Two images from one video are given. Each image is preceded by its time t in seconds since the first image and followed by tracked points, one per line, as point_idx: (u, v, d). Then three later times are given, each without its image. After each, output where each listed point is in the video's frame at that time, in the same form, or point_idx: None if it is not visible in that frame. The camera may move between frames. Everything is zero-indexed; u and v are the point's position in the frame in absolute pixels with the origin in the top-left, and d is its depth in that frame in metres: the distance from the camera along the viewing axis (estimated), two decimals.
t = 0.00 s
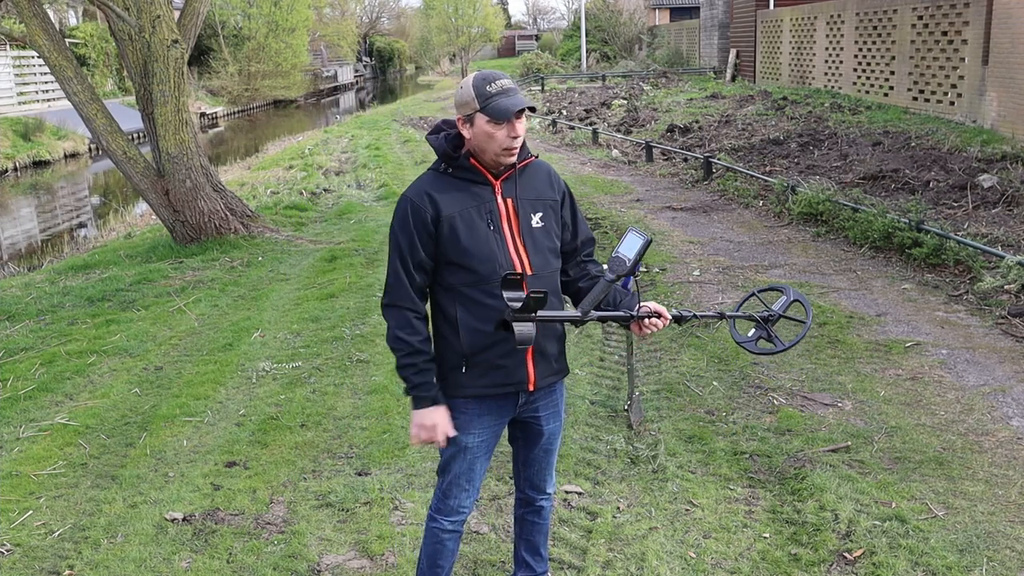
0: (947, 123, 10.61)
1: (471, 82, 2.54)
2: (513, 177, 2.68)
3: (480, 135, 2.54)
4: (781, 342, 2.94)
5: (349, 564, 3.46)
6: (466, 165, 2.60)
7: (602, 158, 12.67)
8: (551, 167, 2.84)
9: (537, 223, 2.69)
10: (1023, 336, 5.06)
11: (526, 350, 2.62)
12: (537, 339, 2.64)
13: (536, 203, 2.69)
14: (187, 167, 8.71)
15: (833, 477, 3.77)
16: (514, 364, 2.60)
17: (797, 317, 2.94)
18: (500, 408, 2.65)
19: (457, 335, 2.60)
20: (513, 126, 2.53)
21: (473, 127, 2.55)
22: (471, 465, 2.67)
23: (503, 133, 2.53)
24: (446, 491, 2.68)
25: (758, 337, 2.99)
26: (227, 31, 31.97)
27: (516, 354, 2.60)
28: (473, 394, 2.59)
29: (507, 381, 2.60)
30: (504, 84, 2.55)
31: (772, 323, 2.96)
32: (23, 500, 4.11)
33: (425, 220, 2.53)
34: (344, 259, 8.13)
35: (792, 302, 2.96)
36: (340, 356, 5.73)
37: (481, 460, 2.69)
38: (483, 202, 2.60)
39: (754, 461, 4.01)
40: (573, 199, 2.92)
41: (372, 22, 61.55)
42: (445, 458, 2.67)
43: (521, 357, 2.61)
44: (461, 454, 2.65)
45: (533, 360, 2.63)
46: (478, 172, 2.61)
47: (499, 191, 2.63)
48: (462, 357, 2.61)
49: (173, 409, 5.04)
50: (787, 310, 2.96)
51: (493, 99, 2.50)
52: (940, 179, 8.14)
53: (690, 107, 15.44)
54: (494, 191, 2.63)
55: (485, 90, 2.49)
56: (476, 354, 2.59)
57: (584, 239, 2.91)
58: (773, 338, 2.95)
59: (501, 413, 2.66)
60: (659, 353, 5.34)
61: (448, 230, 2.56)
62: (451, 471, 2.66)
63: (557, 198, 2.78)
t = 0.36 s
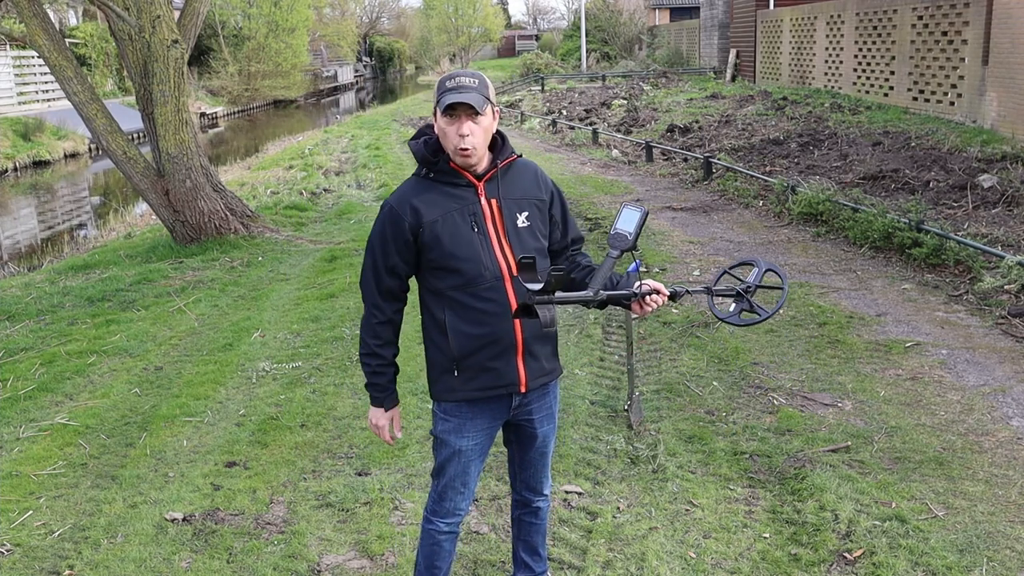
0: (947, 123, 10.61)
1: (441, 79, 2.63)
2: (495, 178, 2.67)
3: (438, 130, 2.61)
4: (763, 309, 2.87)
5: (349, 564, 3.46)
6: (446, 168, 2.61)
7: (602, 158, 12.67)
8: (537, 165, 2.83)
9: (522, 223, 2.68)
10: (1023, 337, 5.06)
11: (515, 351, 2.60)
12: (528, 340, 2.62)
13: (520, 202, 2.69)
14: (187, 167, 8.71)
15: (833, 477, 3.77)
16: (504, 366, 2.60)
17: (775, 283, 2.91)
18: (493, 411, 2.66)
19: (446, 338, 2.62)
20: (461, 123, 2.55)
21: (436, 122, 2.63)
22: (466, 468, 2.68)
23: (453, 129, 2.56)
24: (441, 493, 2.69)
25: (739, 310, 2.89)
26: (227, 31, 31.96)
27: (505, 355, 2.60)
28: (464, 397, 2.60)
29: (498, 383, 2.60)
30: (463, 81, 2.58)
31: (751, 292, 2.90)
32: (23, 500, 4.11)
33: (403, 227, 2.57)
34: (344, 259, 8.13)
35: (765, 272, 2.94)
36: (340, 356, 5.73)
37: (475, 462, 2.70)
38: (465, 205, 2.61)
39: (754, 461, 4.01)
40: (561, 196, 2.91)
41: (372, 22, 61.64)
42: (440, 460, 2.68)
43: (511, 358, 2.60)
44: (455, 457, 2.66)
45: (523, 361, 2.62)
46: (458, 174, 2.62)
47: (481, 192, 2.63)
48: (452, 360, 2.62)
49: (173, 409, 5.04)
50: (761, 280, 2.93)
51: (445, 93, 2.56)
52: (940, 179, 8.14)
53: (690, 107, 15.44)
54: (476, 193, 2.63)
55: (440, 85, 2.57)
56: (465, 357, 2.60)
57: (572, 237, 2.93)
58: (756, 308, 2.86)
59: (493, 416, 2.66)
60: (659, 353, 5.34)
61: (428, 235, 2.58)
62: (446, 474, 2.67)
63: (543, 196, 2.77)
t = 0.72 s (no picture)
0: (947, 123, 10.61)
1: (453, 88, 2.50)
2: (487, 179, 2.68)
3: (461, 141, 2.52)
4: (752, 310, 2.91)
5: (349, 564, 3.46)
6: (439, 170, 2.61)
7: (602, 158, 12.67)
8: (526, 164, 2.85)
9: (515, 223, 2.69)
10: (1023, 336, 5.06)
11: (510, 351, 2.62)
12: (522, 340, 2.63)
13: (513, 202, 2.70)
14: (187, 167, 8.71)
15: (833, 477, 3.77)
16: (499, 367, 2.61)
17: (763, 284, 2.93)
18: (489, 412, 2.66)
19: (442, 340, 2.61)
20: (494, 132, 2.53)
21: (454, 132, 2.52)
22: (463, 468, 2.68)
23: (484, 139, 2.52)
24: (439, 494, 2.69)
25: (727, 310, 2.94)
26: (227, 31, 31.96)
27: (501, 356, 2.61)
28: (460, 399, 2.60)
29: (493, 384, 2.61)
30: (484, 90, 2.54)
31: (738, 292, 2.94)
32: (23, 500, 4.11)
33: (399, 231, 2.55)
34: (344, 259, 8.13)
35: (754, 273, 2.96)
36: (340, 356, 5.73)
37: (472, 463, 2.70)
38: (459, 206, 2.61)
39: (754, 461, 4.01)
40: (552, 195, 2.92)
41: (372, 21, 61.67)
42: (437, 462, 2.68)
43: (506, 358, 2.61)
44: (453, 458, 2.66)
45: (518, 361, 2.63)
46: (452, 176, 2.62)
47: (474, 194, 2.64)
48: (447, 361, 2.61)
49: (173, 409, 5.04)
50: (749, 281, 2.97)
51: (477, 105, 2.48)
52: (940, 178, 8.14)
53: (690, 107, 15.45)
54: (469, 194, 2.63)
55: (469, 96, 2.47)
56: (461, 359, 2.60)
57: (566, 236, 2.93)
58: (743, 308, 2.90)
59: (489, 416, 2.67)
60: (659, 353, 5.34)
61: (423, 238, 2.57)
62: (443, 475, 2.67)
63: (534, 196, 2.78)
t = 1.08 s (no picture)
0: (947, 123, 10.61)
1: (489, 94, 2.47)
2: (510, 182, 2.67)
3: (496, 147, 2.50)
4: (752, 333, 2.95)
5: (349, 564, 3.46)
6: (464, 171, 2.59)
7: (602, 158, 12.67)
8: (546, 166, 2.84)
9: (532, 227, 2.69)
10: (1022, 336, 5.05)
11: (514, 351, 2.63)
12: (526, 339, 2.65)
13: (532, 206, 2.70)
14: (187, 167, 8.72)
15: (833, 477, 3.77)
16: (502, 366, 2.62)
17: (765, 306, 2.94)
18: (489, 404, 2.67)
19: (449, 335, 2.63)
20: (529, 139, 2.53)
21: (488, 139, 2.50)
22: (463, 462, 2.68)
23: (520, 145, 2.52)
24: (439, 488, 2.69)
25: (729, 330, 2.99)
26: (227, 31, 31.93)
27: (505, 356, 2.62)
28: (462, 393, 2.61)
29: (495, 382, 2.62)
30: (520, 97, 2.52)
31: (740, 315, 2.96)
32: (23, 500, 4.11)
33: (417, 227, 2.55)
34: (344, 259, 8.12)
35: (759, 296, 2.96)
36: (340, 356, 5.73)
37: (474, 456, 2.70)
38: (480, 209, 2.60)
39: (754, 461, 4.01)
40: (569, 198, 2.92)
41: (372, 21, 61.68)
42: (438, 455, 2.68)
43: (509, 358, 2.62)
44: (453, 451, 2.66)
45: (520, 362, 2.64)
46: (476, 177, 2.61)
47: (496, 196, 2.63)
48: (451, 355, 2.62)
49: (173, 409, 5.04)
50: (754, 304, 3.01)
51: (515, 113, 2.47)
52: (940, 179, 8.14)
53: (690, 107, 15.45)
54: (491, 196, 2.63)
55: (507, 104, 2.45)
56: (466, 355, 2.61)
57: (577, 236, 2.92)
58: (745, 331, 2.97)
59: (490, 408, 2.67)
60: (659, 353, 5.34)
61: (442, 238, 2.57)
62: (444, 467, 2.67)
63: (553, 200, 2.78)
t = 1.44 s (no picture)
0: (947, 123, 10.61)
1: (516, 89, 2.50)
2: (532, 179, 2.68)
3: (520, 142, 2.53)
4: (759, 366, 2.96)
5: (349, 564, 3.46)
6: (487, 165, 2.60)
7: (602, 158, 12.67)
8: (569, 168, 2.85)
9: (552, 225, 2.69)
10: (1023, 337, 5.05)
11: (526, 348, 2.63)
12: (539, 337, 2.65)
13: (553, 205, 2.70)
14: (187, 167, 8.72)
15: (833, 477, 3.78)
16: (514, 361, 2.62)
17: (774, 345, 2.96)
18: (501, 401, 2.66)
19: (463, 327, 2.62)
20: (553, 135, 2.56)
21: (513, 133, 2.53)
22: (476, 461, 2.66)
23: (544, 141, 2.55)
24: (455, 491, 2.65)
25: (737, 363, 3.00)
26: (227, 31, 31.92)
27: (517, 351, 2.62)
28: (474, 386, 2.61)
29: (506, 377, 2.62)
30: (546, 94, 2.56)
31: (750, 349, 2.98)
32: (23, 500, 4.11)
33: (440, 218, 2.54)
34: (344, 259, 8.13)
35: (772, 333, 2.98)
36: (340, 356, 5.73)
37: (488, 456, 2.68)
38: (501, 203, 2.60)
39: (754, 461, 4.01)
40: (590, 201, 2.92)
41: (372, 21, 61.69)
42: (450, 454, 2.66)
43: (521, 354, 2.62)
44: (465, 448, 2.64)
45: (532, 358, 2.64)
46: (498, 173, 2.62)
47: (518, 192, 2.63)
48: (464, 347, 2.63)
49: (173, 409, 5.04)
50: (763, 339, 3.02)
51: (540, 108, 2.50)
52: (940, 179, 8.14)
53: (690, 107, 15.45)
54: (512, 192, 2.63)
55: (533, 99, 2.48)
56: (479, 348, 2.61)
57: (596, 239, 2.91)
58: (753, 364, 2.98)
59: (502, 405, 2.67)
60: (659, 353, 5.35)
61: (462, 230, 2.56)
62: (458, 467, 2.65)
63: (574, 200, 2.78)
